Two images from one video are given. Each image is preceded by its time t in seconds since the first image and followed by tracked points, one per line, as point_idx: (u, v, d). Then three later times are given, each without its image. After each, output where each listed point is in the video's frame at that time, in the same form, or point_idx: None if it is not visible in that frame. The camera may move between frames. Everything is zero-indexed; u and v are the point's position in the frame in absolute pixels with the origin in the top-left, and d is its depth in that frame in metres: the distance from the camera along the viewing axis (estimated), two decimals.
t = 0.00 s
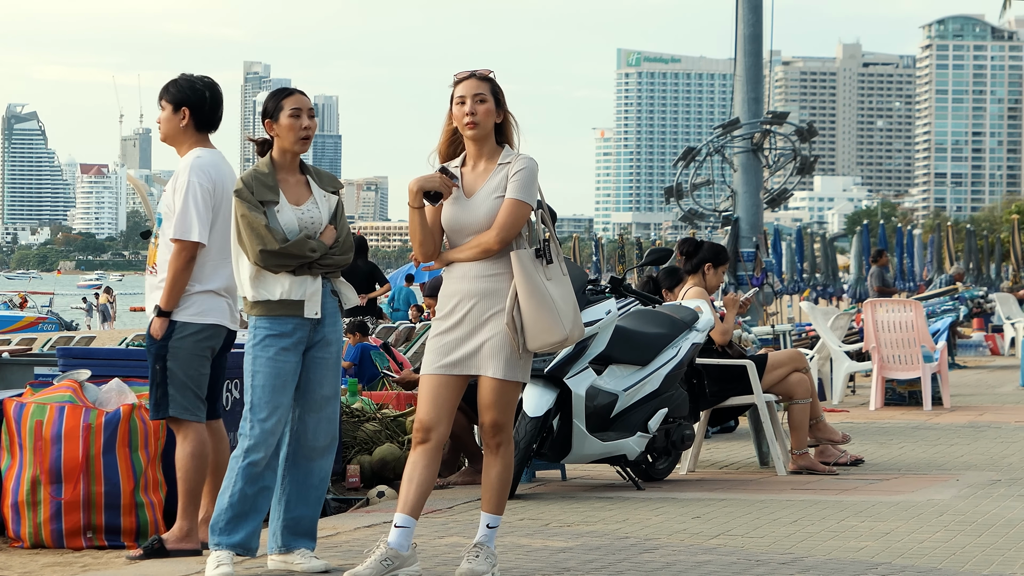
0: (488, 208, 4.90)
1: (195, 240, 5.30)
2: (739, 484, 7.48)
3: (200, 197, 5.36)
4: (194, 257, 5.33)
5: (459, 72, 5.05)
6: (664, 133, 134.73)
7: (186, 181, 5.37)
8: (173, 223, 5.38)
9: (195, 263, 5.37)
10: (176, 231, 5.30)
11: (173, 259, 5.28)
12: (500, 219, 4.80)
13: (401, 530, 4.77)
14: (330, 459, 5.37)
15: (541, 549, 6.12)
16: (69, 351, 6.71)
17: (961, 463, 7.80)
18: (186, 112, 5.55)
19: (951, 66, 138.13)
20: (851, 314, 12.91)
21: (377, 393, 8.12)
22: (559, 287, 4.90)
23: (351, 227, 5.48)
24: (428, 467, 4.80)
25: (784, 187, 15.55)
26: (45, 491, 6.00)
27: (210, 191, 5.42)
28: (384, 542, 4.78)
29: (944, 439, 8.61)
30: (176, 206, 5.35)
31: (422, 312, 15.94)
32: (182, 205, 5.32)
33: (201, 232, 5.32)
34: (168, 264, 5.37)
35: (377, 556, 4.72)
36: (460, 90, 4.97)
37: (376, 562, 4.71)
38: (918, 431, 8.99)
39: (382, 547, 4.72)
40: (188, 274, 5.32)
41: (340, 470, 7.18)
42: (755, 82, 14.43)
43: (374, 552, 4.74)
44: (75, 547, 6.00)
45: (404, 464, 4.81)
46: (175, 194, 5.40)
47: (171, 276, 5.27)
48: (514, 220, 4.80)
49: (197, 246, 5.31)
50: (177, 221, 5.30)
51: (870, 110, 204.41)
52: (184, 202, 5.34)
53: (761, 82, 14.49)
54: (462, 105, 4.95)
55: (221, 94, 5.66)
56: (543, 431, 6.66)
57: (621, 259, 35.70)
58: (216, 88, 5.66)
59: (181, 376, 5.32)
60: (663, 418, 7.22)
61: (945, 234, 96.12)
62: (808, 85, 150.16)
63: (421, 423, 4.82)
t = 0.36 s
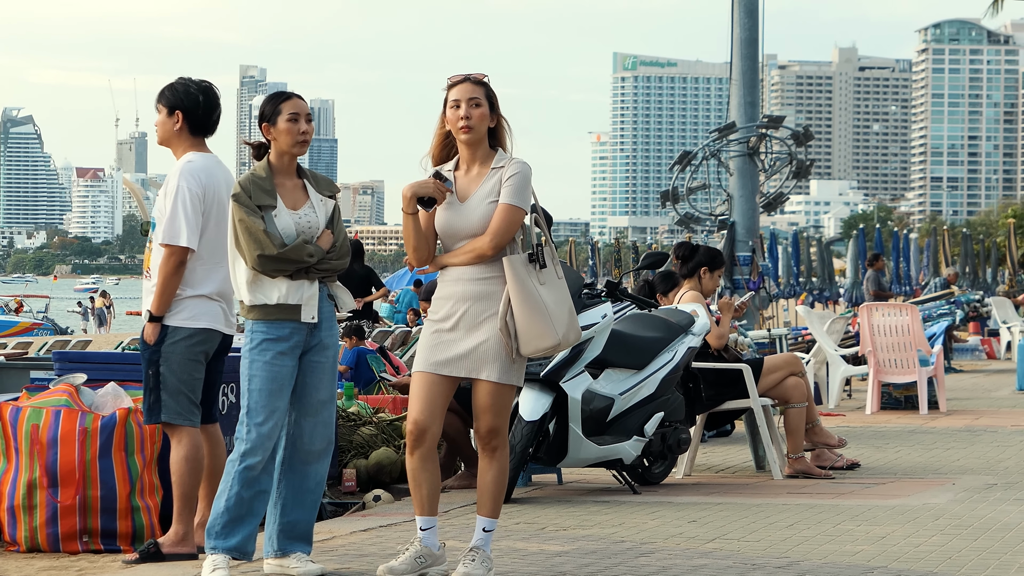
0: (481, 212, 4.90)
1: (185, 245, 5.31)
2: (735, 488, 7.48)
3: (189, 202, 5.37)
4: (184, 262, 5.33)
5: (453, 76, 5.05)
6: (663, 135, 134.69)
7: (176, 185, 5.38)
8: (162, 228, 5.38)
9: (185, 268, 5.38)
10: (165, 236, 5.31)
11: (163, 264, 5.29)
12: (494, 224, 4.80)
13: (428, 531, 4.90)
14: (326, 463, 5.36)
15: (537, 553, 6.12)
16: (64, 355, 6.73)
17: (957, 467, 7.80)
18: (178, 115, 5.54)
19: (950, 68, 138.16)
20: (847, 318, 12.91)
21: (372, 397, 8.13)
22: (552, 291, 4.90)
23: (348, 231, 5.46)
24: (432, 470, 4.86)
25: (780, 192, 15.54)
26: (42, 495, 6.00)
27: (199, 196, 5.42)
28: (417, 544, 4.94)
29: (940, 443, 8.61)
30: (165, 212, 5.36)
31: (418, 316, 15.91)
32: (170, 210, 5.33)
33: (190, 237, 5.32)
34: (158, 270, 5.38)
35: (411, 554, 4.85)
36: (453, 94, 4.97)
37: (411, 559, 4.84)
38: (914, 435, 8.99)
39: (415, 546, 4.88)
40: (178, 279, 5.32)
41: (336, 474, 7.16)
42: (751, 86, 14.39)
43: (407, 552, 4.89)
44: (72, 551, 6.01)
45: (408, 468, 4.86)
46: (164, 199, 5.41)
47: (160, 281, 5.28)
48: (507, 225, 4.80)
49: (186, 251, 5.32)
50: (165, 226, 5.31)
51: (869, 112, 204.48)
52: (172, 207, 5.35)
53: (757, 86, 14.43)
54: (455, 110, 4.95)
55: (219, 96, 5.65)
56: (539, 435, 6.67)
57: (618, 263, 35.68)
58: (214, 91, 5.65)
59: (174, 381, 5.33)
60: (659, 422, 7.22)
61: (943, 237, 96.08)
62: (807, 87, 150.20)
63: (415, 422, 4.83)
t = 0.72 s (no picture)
0: (469, 214, 4.91)
1: (181, 249, 5.29)
2: (732, 490, 7.48)
3: (185, 206, 5.36)
4: (180, 266, 5.32)
5: (440, 78, 5.06)
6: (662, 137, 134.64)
7: (172, 189, 5.38)
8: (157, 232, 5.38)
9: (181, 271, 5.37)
10: (161, 240, 5.30)
11: (159, 268, 5.28)
12: (482, 225, 4.81)
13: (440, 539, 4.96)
14: (323, 466, 5.36)
15: (534, 555, 6.12)
16: (61, 358, 6.68)
17: (954, 469, 7.80)
18: (170, 119, 5.55)
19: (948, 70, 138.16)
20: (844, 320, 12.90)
21: (369, 400, 8.11)
22: (539, 294, 4.90)
23: (346, 234, 5.45)
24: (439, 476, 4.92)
25: (776, 194, 15.53)
26: (38, 498, 5.99)
27: (195, 199, 5.42)
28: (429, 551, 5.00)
29: (937, 445, 8.61)
30: (161, 216, 5.36)
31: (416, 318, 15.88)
32: (166, 214, 5.32)
33: (186, 240, 5.32)
34: (153, 274, 5.37)
35: (425, 561, 4.93)
36: (440, 95, 4.99)
37: (425, 566, 4.92)
38: (910, 437, 8.99)
39: (429, 553, 4.94)
40: (174, 284, 5.32)
41: (333, 477, 7.15)
42: (749, 88, 14.35)
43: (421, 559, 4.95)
44: (69, 553, 6.02)
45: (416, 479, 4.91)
46: (160, 203, 5.41)
47: (156, 285, 5.28)
48: (495, 227, 4.81)
49: (182, 255, 5.31)
50: (161, 230, 5.31)
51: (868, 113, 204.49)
52: (168, 211, 5.35)
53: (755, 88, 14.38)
54: (442, 112, 4.97)
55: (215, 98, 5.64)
56: (536, 438, 6.69)
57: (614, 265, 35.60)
58: (210, 93, 5.64)
59: (172, 384, 5.33)
60: (657, 424, 7.22)
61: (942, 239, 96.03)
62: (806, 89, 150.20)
63: (417, 433, 4.89)
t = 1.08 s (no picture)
0: (452, 213, 4.94)
1: (177, 250, 5.29)
2: (730, 491, 7.47)
3: (182, 207, 5.36)
4: (176, 267, 5.33)
5: (421, 74, 5.05)
6: (661, 137, 134.68)
7: (169, 190, 5.38)
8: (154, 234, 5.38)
9: (177, 272, 5.38)
10: (158, 241, 5.31)
11: (155, 269, 5.28)
12: (465, 225, 4.83)
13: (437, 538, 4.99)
14: (322, 466, 5.37)
15: (532, 556, 6.12)
16: (59, 358, 6.70)
17: (953, 469, 7.80)
18: (160, 120, 5.57)
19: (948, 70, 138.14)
20: (841, 320, 12.91)
21: (368, 400, 8.11)
22: (521, 294, 4.91)
23: (345, 234, 5.46)
24: (439, 472, 5.00)
25: (775, 194, 15.51)
26: (36, 499, 5.99)
27: (191, 200, 5.42)
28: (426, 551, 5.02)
29: (935, 446, 8.60)
30: (157, 216, 5.36)
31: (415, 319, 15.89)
32: (162, 215, 5.32)
33: (183, 241, 5.31)
34: (150, 275, 5.37)
35: (424, 561, 4.96)
36: (419, 94, 4.98)
37: (423, 567, 4.94)
38: (909, 438, 8.99)
39: (427, 554, 4.97)
40: (171, 285, 5.32)
41: (331, 477, 7.14)
42: (746, 89, 14.38)
43: (420, 560, 4.97)
44: (67, 553, 6.02)
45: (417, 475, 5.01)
46: (157, 204, 5.41)
47: (154, 286, 5.28)
48: (476, 226, 4.82)
49: (179, 256, 5.31)
50: (158, 231, 5.31)
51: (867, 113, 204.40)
52: (164, 212, 5.35)
53: (752, 89, 14.43)
54: (421, 110, 4.97)
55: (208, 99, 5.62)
56: (534, 438, 6.70)
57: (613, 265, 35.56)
58: (203, 93, 5.62)
59: (169, 385, 5.33)
60: (655, 424, 7.22)
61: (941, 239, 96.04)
62: (806, 89, 150.18)
63: (423, 431, 4.95)
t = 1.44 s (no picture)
0: (441, 218, 5.07)
1: (172, 249, 5.31)
2: (731, 489, 7.48)
3: (177, 206, 5.37)
4: (172, 266, 5.34)
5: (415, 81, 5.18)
6: (660, 136, 134.64)
7: (164, 189, 5.39)
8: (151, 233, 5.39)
9: (174, 271, 5.38)
10: (153, 241, 5.31)
11: (151, 268, 5.29)
12: (451, 230, 4.96)
13: (437, 535, 5.12)
14: (322, 466, 5.37)
15: (533, 554, 6.12)
16: (60, 357, 6.69)
17: (953, 468, 7.80)
18: (158, 119, 5.58)
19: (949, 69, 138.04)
20: (842, 319, 12.90)
21: (368, 399, 8.11)
22: (506, 298, 5.02)
23: (347, 234, 5.46)
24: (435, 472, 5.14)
25: (775, 193, 15.49)
26: (37, 497, 6.00)
27: (187, 199, 5.42)
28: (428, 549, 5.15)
29: (935, 444, 8.60)
30: (153, 215, 5.37)
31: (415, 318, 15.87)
32: (158, 214, 5.33)
33: (178, 240, 5.32)
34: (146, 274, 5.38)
35: (425, 559, 5.08)
36: (411, 101, 5.11)
37: (423, 564, 5.06)
38: (909, 436, 8.98)
39: (428, 552, 5.09)
40: (167, 283, 5.33)
41: (332, 476, 7.13)
42: (746, 88, 14.37)
43: (421, 557, 5.10)
44: (67, 552, 6.03)
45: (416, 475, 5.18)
46: (153, 203, 5.42)
47: (150, 284, 5.29)
48: (463, 231, 4.95)
49: (174, 255, 5.32)
50: (153, 231, 5.31)
51: (868, 113, 204.35)
52: (160, 211, 5.35)
53: (752, 87, 14.42)
54: (413, 117, 5.10)
55: (203, 97, 5.60)
56: (534, 437, 6.71)
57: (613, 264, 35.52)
58: (198, 91, 5.62)
59: (167, 384, 5.33)
60: (655, 423, 7.22)
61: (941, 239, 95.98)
62: (806, 89, 150.14)
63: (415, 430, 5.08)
